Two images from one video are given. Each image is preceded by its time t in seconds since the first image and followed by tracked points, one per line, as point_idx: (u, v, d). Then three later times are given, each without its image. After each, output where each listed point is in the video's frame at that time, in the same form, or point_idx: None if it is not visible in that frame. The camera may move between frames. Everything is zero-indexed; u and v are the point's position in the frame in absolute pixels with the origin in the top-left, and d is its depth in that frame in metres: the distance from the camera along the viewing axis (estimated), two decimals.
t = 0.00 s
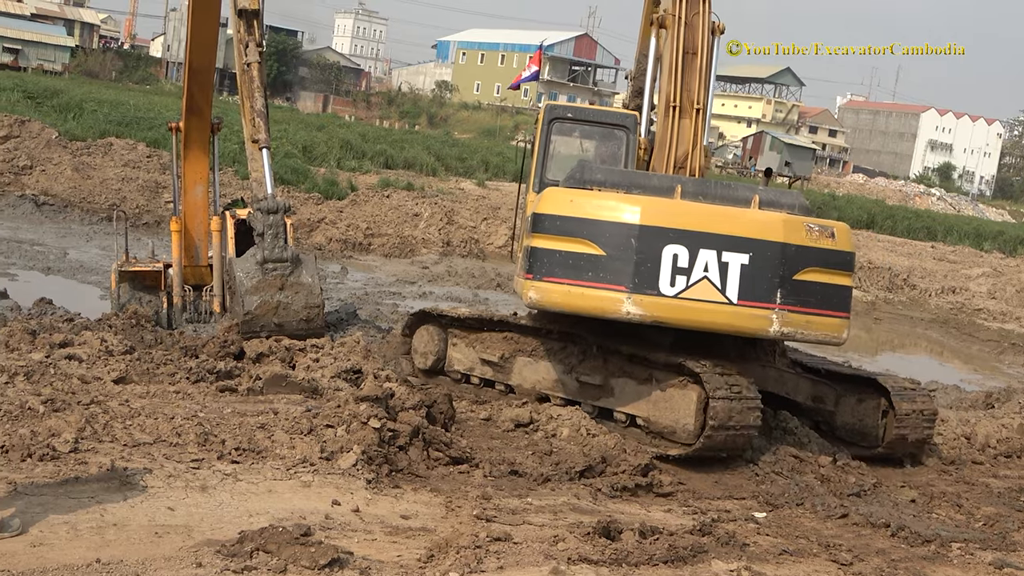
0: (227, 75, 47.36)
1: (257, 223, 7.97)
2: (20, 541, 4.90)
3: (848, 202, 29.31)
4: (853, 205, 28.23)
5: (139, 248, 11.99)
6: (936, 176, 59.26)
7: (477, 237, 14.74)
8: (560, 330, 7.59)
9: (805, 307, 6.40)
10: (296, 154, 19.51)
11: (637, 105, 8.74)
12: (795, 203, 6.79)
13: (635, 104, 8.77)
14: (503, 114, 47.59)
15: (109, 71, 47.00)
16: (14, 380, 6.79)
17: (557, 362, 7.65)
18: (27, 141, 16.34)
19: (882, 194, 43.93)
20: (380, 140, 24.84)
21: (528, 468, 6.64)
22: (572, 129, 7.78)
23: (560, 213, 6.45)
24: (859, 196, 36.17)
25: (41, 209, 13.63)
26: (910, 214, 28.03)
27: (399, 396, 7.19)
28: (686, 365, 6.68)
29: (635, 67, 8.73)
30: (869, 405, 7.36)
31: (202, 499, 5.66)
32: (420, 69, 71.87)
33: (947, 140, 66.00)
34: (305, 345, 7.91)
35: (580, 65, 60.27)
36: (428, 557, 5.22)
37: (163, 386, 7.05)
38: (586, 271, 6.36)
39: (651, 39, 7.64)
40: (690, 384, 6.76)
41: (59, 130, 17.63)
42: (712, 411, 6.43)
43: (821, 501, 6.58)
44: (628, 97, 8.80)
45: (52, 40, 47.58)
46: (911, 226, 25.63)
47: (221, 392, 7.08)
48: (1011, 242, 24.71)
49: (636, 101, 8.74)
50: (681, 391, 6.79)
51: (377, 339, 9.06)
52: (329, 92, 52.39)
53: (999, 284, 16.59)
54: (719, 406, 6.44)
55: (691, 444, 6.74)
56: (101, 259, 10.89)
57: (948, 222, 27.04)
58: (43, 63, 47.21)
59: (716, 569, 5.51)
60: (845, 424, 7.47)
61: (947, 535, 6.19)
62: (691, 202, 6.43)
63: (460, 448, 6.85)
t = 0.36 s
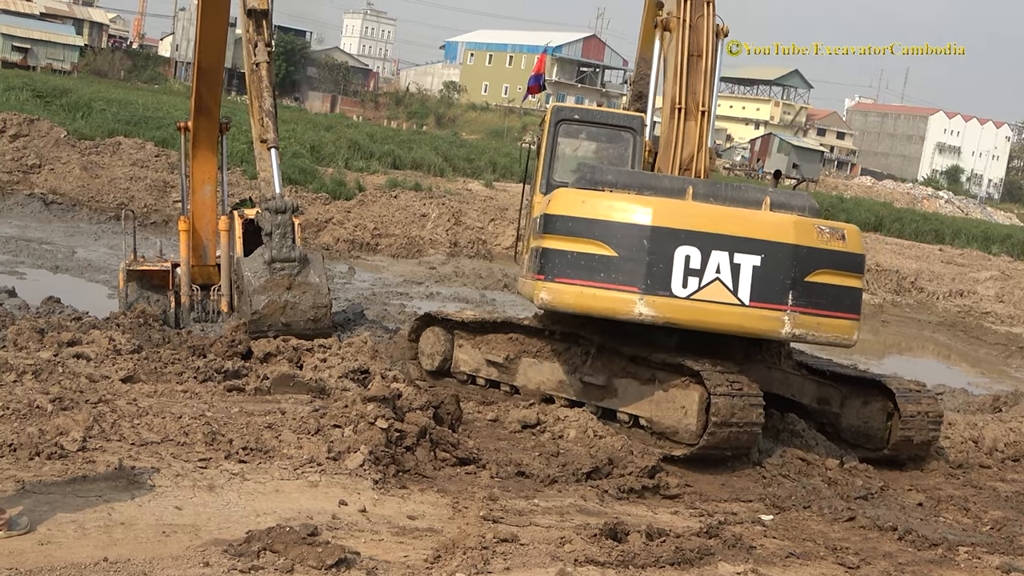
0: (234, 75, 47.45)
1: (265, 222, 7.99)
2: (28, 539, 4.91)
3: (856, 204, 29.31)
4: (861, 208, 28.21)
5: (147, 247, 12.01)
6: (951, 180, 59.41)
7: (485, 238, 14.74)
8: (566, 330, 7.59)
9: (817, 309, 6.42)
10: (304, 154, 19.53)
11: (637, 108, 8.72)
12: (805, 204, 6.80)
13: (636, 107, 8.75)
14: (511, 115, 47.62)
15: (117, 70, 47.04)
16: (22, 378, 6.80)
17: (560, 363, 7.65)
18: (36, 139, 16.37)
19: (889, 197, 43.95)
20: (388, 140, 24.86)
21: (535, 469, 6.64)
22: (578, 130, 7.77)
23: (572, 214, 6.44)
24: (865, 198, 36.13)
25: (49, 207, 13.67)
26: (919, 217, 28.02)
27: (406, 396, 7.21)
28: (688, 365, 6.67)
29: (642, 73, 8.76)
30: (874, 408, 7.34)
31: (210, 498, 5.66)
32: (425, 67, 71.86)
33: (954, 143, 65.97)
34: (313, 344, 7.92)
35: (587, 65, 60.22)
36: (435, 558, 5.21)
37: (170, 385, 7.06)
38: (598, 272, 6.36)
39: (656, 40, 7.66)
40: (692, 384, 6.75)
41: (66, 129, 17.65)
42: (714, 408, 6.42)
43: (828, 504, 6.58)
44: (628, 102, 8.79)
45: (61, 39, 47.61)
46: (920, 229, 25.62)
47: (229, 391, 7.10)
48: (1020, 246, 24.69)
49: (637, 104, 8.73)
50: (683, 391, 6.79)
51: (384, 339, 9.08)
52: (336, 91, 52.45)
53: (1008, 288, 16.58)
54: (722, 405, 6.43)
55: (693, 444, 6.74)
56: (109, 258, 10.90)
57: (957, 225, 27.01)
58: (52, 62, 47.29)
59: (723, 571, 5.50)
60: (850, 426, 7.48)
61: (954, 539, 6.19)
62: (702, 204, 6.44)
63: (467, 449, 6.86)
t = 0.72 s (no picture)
0: (241, 73, 47.49)
1: (271, 218, 7.96)
2: (35, 536, 4.91)
3: (864, 205, 29.28)
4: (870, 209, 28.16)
5: (154, 244, 12.03)
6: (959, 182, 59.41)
7: (492, 237, 14.74)
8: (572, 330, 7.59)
9: (840, 314, 6.44)
10: (311, 152, 19.54)
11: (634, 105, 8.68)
12: (825, 210, 6.81)
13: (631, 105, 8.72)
14: (518, 114, 47.60)
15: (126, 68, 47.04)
16: (29, 375, 6.82)
17: (567, 362, 7.65)
18: (44, 136, 16.42)
19: (898, 199, 43.93)
20: (396, 138, 24.88)
21: (541, 469, 6.64)
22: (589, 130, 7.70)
23: (596, 217, 6.40)
24: (873, 199, 36.06)
25: (56, 204, 13.70)
26: (928, 218, 27.99)
27: (413, 395, 7.21)
28: (695, 367, 6.68)
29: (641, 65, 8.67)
30: (880, 409, 7.37)
31: (217, 496, 5.67)
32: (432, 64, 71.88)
33: (962, 144, 65.84)
34: (320, 344, 7.93)
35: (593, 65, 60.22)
36: (441, 557, 5.21)
37: (177, 383, 7.08)
38: (622, 276, 6.33)
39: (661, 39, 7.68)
40: (699, 387, 6.76)
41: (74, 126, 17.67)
42: (721, 410, 6.42)
43: (835, 505, 6.58)
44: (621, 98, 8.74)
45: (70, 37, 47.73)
46: (930, 231, 25.58)
47: (235, 390, 7.11)
48: None
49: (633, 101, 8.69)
50: (689, 393, 6.80)
51: (391, 338, 9.09)
52: (342, 91, 52.53)
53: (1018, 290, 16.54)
54: (729, 407, 6.43)
55: (699, 446, 6.74)
56: (117, 255, 10.93)
57: (967, 227, 26.93)
58: (61, 60, 47.45)
59: (729, 571, 5.49)
60: (856, 428, 7.47)
61: (960, 541, 6.18)
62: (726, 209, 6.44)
63: (473, 448, 6.86)
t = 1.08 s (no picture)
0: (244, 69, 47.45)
1: (268, 198, 7.78)
2: (34, 535, 4.83)
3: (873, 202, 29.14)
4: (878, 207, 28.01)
5: (155, 241, 11.96)
6: (967, 180, 59.21)
7: (497, 234, 14.65)
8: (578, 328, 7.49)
9: (872, 315, 6.40)
10: (315, 148, 19.45)
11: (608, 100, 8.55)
12: (853, 209, 6.82)
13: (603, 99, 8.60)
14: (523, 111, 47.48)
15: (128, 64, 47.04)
16: (29, 373, 6.74)
17: (573, 362, 7.55)
18: (44, 131, 16.35)
19: (907, 195, 43.65)
20: (400, 134, 24.77)
21: (546, 469, 6.55)
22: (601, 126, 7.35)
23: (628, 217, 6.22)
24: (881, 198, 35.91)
25: (57, 200, 13.65)
26: (940, 216, 27.84)
27: (417, 394, 7.12)
28: (702, 366, 6.57)
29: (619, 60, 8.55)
30: (891, 410, 7.25)
31: (217, 496, 5.58)
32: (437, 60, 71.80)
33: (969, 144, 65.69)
34: (322, 342, 7.89)
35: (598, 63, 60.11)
36: (444, 558, 5.12)
37: (178, 381, 6.99)
38: (656, 277, 6.17)
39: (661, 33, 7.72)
40: (706, 385, 6.65)
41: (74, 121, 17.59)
42: (729, 410, 6.32)
43: (845, 507, 6.48)
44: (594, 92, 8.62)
45: (71, 31, 47.63)
46: (941, 229, 25.46)
47: (237, 388, 7.03)
48: None
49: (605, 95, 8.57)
50: (697, 392, 6.68)
51: (395, 336, 9.01)
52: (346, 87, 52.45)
53: None
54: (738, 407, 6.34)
55: (707, 446, 6.63)
56: (117, 251, 10.86)
57: (977, 225, 26.79)
58: (63, 55, 47.35)
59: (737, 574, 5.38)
60: (867, 429, 7.38)
61: (972, 544, 6.07)
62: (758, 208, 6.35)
63: (477, 448, 6.77)
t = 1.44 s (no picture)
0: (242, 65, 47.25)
1: (254, 175, 7.51)
2: (20, 539, 4.64)
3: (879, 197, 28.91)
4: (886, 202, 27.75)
5: (147, 236, 11.82)
6: (982, 174, 58.76)
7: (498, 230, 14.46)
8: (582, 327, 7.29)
9: (916, 323, 6.32)
10: (312, 141, 19.26)
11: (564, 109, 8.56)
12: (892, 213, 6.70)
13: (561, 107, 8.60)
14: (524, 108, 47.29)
15: (117, 54, 46.77)
16: (16, 372, 6.56)
17: (576, 362, 7.35)
18: (35, 124, 16.19)
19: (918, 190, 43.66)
20: (401, 128, 24.56)
21: (549, 472, 6.36)
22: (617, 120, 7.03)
23: (673, 222, 6.01)
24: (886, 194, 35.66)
25: (47, 194, 13.53)
26: (952, 212, 27.60)
27: (416, 394, 6.93)
28: (710, 369, 6.38)
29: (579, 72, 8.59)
30: (904, 414, 7.04)
31: (210, 499, 5.39)
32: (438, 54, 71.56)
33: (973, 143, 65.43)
34: (318, 340, 7.74)
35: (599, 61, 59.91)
36: (443, 563, 4.93)
37: (170, 381, 6.81)
38: (703, 284, 5.99)
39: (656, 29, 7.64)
40: (714, 389, 6.45)
41: (66, 113, 17.40)
42: (737, 415, 6.17)
43: (856, 511, 6.28)
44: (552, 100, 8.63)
45: (60, 20, 47.38)
46: (953, 225, 25.23)
47: (231, 387, 6.85)
48: None
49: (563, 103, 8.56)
50: (704, 396, 6.49)
51: (394, 335, 8.84)
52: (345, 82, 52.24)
53: None
54: (746, 411, 6.17)
55: (714, 451, 6.44)
56: (108, 247, 10.69)
57: (987, 220, 26.53)
58: (51, 44, 46.89)
59: None
60: (880, 433, 7.17)
61: (987, 549, 5.86)
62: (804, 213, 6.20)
63: (478, 450, 6.58)
